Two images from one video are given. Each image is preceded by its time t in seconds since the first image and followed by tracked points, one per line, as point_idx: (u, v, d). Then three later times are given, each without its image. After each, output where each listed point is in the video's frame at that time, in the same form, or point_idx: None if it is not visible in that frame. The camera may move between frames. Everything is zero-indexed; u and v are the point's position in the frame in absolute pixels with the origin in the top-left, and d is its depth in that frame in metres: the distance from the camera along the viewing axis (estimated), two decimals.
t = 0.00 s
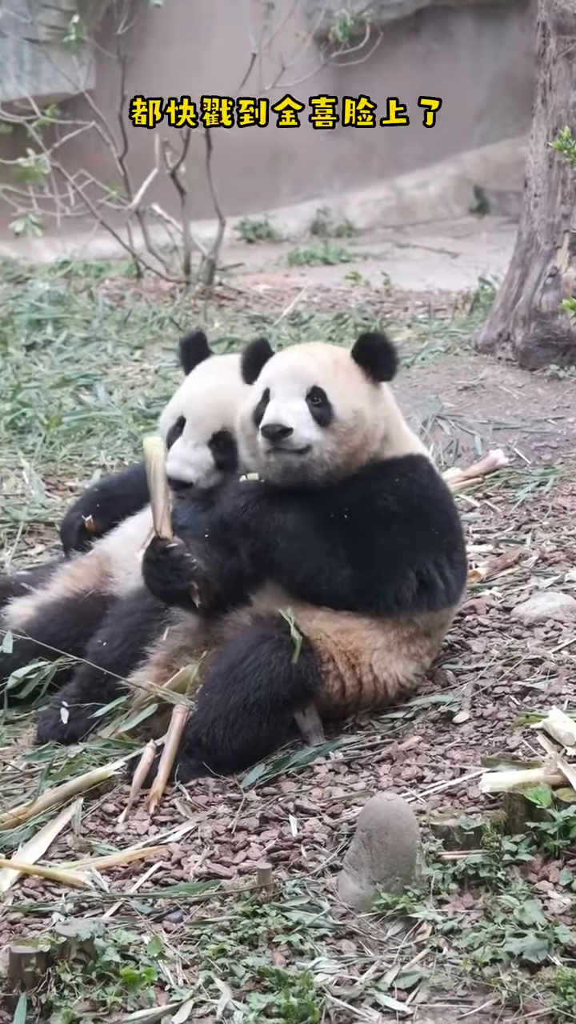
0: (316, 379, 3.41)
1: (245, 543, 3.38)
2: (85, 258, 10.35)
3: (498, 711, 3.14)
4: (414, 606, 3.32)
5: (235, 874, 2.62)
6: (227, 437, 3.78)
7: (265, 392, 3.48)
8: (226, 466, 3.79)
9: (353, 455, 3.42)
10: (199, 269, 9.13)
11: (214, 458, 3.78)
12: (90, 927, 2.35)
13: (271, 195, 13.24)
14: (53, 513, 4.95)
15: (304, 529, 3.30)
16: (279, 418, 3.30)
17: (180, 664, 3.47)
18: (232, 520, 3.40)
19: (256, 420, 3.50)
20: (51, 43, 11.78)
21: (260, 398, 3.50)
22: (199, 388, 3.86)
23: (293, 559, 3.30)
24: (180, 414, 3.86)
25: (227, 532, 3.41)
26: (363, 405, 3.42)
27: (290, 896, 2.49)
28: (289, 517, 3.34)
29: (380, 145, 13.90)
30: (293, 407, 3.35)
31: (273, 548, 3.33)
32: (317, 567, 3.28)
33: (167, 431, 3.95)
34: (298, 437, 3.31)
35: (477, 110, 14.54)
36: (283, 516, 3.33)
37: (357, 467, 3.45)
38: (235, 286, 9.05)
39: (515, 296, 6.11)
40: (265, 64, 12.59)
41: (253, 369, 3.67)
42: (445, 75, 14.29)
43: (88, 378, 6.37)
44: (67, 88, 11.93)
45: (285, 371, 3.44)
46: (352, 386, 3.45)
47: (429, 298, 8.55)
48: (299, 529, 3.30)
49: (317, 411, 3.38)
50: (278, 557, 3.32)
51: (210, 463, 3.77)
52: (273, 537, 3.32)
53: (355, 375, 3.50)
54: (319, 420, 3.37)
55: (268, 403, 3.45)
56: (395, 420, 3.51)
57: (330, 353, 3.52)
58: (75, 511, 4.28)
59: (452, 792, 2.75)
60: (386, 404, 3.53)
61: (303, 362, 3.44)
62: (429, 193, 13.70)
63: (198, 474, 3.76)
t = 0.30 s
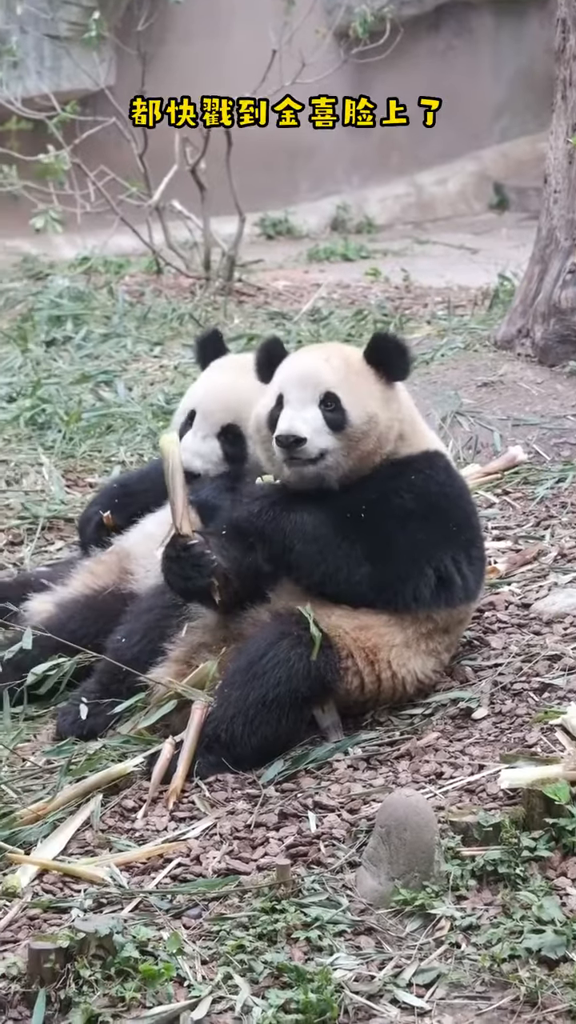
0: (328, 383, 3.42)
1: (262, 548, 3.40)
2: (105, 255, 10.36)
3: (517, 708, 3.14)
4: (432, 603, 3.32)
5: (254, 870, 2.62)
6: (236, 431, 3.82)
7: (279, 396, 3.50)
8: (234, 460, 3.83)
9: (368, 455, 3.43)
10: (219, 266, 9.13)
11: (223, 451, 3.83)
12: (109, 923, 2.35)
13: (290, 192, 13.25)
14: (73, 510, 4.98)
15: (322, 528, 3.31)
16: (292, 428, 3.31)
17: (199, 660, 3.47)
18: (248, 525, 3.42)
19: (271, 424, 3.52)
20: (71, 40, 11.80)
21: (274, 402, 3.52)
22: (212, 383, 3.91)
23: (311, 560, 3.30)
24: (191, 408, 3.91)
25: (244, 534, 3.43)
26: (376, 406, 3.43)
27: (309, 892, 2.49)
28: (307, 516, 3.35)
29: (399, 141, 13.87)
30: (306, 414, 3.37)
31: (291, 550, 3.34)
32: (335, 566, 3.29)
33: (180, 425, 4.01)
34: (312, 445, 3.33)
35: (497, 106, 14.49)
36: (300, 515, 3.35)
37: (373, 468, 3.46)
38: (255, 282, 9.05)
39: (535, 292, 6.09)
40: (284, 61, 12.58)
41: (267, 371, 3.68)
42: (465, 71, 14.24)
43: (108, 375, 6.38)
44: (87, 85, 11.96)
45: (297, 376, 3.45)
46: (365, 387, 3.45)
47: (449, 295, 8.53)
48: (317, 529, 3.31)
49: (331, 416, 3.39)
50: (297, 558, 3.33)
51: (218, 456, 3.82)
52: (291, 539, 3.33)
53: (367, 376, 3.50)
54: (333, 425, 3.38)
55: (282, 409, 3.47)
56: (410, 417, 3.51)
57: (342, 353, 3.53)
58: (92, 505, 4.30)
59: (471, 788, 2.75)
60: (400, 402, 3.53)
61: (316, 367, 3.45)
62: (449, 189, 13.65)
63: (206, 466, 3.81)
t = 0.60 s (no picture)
0: (326, 387, 3.41)
1: (271, 552, 3.39)
2: (112, 250, 10.37)
3: (524, 702, 3.14)
4: (440, 600, 3.32)
5: (261, 864, 2.62)
6: (237, 427, 3.79)
7: (280, 399, 3.51)
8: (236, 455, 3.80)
9: (370, 455, 3.43)
10: (226, 261, 9.14)
11: (226, 447, 3.80)
12: (117, 918, 2.36)
13: (297, 188, 13.24)
14: (80, 505, 4.98)
15: (332, 530, 3.30)
16: (289, 433, 3.33)
17: (207, 655, 3.48)
18: (254, 528, 3.40)
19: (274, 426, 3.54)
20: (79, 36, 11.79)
21: (276, 405, 3.53)
22: (211, 378, 3.88)
23: (320, 562, 3.29)
24: (191, 404, 3.88)
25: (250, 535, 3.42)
26: (377, 407, 3.42)
27: (316, 886, 2.49)
28: (315, 514, 3.34)
29: (407, 136, 13.85)
30: (304, 419, 3.38)
31: (301, 553, 3.32)
32: (343, 567, 3.29)
33: (180, 422, 3.98)
34: (310, 449, 3.34)
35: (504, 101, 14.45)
36: (309, 517, 3.33)
37: (377, 467, 3.46)
38: (262, 278, 9.05)
39: (542, 287, 6.08)
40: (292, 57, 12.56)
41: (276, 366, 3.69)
42: (473, 66, 14.21)
43: (115, 369, 6.39)
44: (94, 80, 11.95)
45: (297, 380, 3.45)
46: (367, 388, 3.44)
47: (456, 290, 8.52)
48: (328, 527, 3.30)
49: (330, 419, 3.39)
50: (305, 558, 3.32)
51: (221, 451, 3.79)
52: (299, 544, 3.31)
53: (369, 377, 3.49)
54: (332, 428, 3.38)
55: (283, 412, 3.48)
56: (414, 415, 3.50)
57: (343, 353, 3.51)
58: (94, 503, 4.29)
59: (479, 783, 2.75)
60: (404, 400, 3.52)
61: (316, 369, 3.45)
62: (456, 185, 13.63)
63: (208, 462, 3.77)
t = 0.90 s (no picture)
0: (318, 391, 3.41)
1: (279, 551, 3.37)
2: (117, 245, 10.38)
3: (529, 696, 3.14)
4: (447, 595, 3.32)
5: (267, 859, 2.63)
6: (235, 415, 3.78)
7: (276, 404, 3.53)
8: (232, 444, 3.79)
9: (367, 454, 3.45)
10: (230, 256, 9.14)
11: (223, 437, 3.79)
12: (123, 912, 2.36)
13: (301, 183, 13.23)
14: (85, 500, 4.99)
15: (340, 528, 3.29)
16: (281, 442, 3.36)
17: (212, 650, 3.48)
18: (262, 528, 3.37)
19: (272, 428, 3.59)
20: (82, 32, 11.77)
21: (273, 408, 3.57)
22: (207, 369, 3.88)
23: (328, 561, 3.29)
24: (187, 396, 3.88)
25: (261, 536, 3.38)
26: (370, 409, 3.43)
27: (321, 880, 2.50)
28: (323, 511, 3.32)
29: (411, 130, 13.83)
30: (298, 426, 3.41)
31: (309, 551, 3.30)
32: (350, 564, 3.29)
33: (177, 415, 3.98)
34: (304, 456, 3.37)
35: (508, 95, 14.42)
36: (318, 514, 3.31)
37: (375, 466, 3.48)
38: (267, 273, 9.05)
39: (546, 281, 6.07)
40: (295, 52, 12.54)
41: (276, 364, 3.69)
42: (477, 60, 14.16)
43: (120, 365, 6.40)
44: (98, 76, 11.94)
45: (290, 385, 3.45)
46: (361, 390, 3.44)
47: (460, 284, 8.52)
48: (336, 524, 3.29)
49: (323, 424, 3.41)
50: (312, 557, 3.30)
51: (218, 441, 3.79)
52: (307, 541, 3.29)
53: (364, 377, 3.48)
54: (325, 432, 3.40)
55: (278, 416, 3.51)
56: (412, 412, 3.50)
57: (335, 354, 3.51)
58: (86, 508, 4.21)
59: (483, 776, 2.75)
60: (401, 396, 3.52)
61: (308, 373, 3.45)
62: (461, 180, 13.61)
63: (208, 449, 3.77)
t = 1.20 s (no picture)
0: (340, 382, 3.39)
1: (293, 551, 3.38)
2: (121, 242, 10.37)
3: (535, 691, 3.14)
4: (458, 592, 3.31)
5: (272, 853, 2.63)
6: (239, 389, 3.74)
7: (294, 398, 3.50)
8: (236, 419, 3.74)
9: (387, 445, 3.43)
10: (234, 253, 9.12)
11: (227, 411, 3.73)
12: (128, 908, 2.37)
13: (305, 179, 13.22)
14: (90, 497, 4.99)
15: (359, 522, 3.27)
16: (310, 435, 3.33)
17: (218, 646, 3.48)
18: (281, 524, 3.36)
19: (290, 423, 3.55)
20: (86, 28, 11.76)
21: (291, 401, 3.53)
22: (209, 347, 3.84)
23: (345, 557, 3.27)
24: (189, 374, 3.83)
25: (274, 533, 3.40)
26: (392, 400, 3.41)
27: (327, 875, 2.50)
28: (343, 506, 3.30)
29: (415, 126, 13.81)
30: (322, 417, 3.37)
31: (328, 550, 3.29)
32: (366, 560, 3.27)
33: (176, 396, 3.92)
34: (331, 447, 3.35)
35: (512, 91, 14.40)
36: (340, 509, 3.30)
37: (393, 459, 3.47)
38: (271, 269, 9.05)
39: (550, 277, 6.06)
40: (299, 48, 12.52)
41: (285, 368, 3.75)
42: (481, 55, 14.14)
43: (124, 361, 6.39)
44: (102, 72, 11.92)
45: (310, 378, 3.42)
46: (379, 378, 3.43)
47: (464, 281, 8.50)
48: (355, 520, 3.27)
49: (347, 415, 3.40)
50: (331, 552, 3.29)
51: (222, 416, 3.72)
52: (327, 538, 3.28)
53: (382, 367, 3.47)
54: (351, 423, 3.39)
55: (298, 410, 3.48)
56: (427, 403, 3.50)
57: (351, 345, 3.49)
58: (78, 491, 4.11)
59: (489, 771, 2.75)
60: (416, 387, 3.52)
61: (329, 364, 3.43)
62: (464, 176, 13.59)
63: (212, 425, 3.69)
